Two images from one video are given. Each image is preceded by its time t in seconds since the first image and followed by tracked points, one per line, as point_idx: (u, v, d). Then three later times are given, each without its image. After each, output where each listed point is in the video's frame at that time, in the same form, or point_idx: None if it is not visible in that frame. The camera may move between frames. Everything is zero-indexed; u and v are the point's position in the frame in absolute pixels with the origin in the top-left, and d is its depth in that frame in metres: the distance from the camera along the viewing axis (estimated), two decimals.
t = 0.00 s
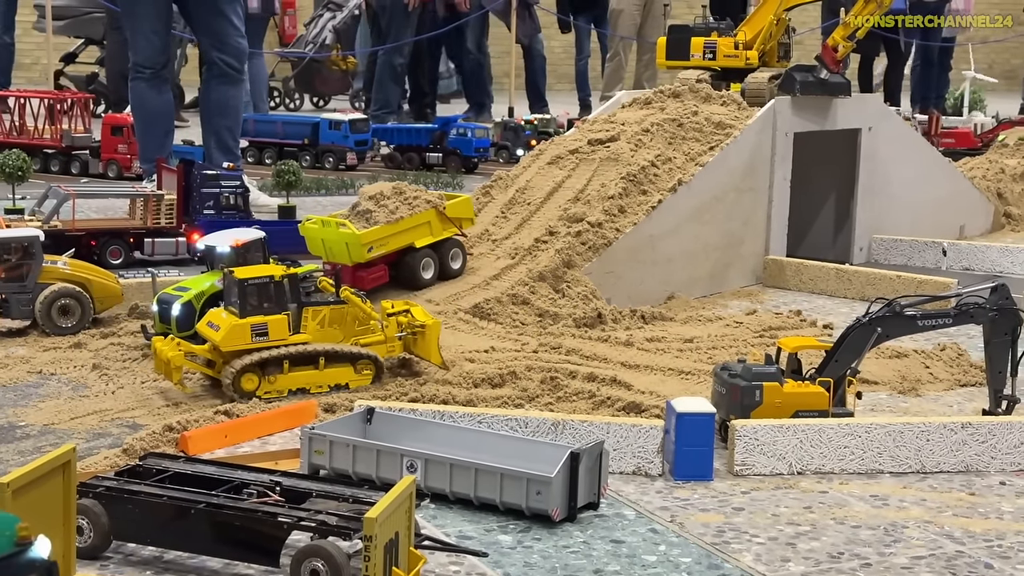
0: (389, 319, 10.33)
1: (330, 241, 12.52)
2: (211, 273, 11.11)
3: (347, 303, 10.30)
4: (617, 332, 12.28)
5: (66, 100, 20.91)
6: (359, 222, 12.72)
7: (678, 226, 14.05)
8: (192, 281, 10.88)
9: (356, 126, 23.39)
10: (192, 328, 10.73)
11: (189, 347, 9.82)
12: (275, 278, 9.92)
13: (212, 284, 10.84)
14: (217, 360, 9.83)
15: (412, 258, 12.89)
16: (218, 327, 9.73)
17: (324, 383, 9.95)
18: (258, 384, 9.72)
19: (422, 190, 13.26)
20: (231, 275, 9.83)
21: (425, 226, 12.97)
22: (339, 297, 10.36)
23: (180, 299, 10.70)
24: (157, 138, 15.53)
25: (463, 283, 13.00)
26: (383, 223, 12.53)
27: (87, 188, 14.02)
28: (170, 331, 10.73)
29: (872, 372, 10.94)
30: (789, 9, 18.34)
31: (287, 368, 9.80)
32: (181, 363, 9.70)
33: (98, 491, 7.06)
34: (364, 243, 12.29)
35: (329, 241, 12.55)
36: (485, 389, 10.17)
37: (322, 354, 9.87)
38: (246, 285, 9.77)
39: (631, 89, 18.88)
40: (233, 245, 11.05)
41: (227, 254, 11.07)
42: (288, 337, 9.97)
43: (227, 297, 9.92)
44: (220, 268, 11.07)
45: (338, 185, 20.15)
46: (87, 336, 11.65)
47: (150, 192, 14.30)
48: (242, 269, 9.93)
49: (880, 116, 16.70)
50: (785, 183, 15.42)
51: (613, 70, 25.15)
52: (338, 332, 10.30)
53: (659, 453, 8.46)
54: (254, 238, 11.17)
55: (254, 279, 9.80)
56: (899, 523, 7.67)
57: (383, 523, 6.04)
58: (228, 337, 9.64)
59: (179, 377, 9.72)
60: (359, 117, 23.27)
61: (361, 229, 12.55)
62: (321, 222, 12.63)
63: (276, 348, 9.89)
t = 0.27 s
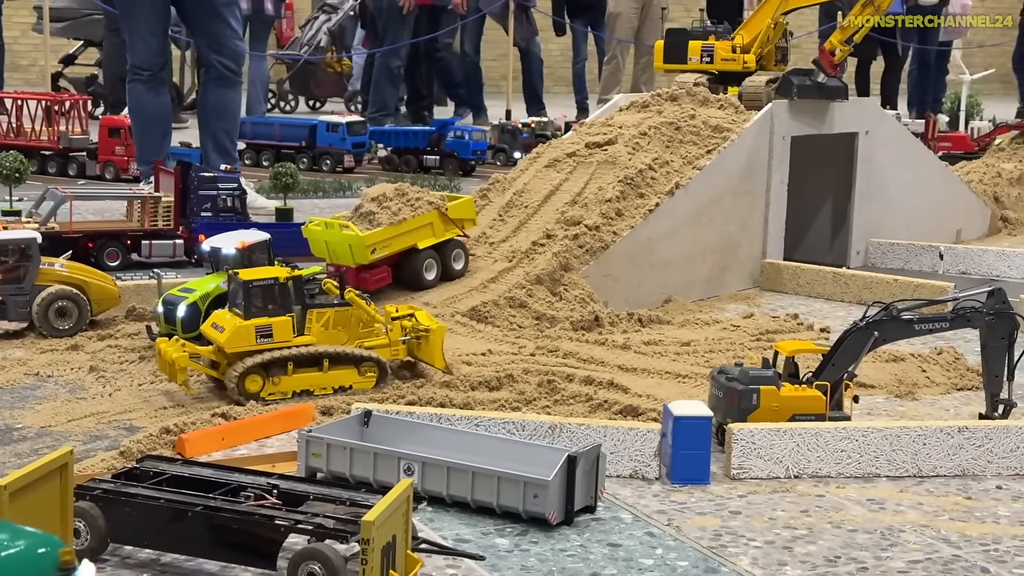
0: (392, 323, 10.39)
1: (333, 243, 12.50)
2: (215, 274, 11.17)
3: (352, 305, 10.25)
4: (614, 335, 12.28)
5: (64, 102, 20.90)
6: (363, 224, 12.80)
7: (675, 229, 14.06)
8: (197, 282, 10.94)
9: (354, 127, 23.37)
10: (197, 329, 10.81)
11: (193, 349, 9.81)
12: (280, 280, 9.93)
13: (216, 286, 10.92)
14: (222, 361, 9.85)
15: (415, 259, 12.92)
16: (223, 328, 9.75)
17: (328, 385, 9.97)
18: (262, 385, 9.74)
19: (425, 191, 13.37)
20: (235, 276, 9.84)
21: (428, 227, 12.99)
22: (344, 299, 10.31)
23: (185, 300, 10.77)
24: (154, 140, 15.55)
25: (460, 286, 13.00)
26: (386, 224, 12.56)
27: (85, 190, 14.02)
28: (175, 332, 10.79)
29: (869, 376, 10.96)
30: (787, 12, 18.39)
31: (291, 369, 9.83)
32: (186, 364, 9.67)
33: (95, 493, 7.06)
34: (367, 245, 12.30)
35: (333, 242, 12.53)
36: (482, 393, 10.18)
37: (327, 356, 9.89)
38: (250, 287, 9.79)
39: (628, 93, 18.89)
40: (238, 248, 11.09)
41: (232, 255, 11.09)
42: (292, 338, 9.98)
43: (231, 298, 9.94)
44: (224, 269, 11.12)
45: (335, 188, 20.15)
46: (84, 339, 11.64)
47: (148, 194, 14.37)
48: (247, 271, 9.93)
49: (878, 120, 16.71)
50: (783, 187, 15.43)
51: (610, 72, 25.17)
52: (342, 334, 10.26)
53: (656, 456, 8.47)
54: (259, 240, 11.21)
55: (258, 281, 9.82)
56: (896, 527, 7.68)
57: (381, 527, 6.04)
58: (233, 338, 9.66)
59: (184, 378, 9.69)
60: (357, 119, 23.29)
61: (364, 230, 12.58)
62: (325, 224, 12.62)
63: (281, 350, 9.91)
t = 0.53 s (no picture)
0: (398, 325, 10.33)
1: (337, 243, 12.53)
2: (219, 275, 11.20)
3: (357, 305, 10.24)
4: (612, 336, 12.30)
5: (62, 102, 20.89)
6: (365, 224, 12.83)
7: (674, 230, 14.07)
8: (202, 282, 10.99)
9: (352, 129, 23.28)
10: (201, 329, 10.85)
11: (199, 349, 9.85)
12: (286, 280, 9.99)
13: (220, 287, 10.93)
14: (227, 361, 9.87)
15: (417, 260, 12.92)
16: (229, 329, 9.79)
17: (333, 385, 9.99)
18: (267, 385, 9.77)
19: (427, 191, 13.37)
20: (241, 276, 9.89)
21: (430, 227, 13.01)
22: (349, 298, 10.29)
23: (189, 301, 10.83)
24: (153, 140, 15.57)
25: (459, 287, 13.01)
26: (389, 225, 12.59)
27: (84, 190, 14.01)
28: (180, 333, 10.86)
29: (868, 378, 10.97)
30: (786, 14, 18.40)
31: (296, 369, 9.85)
32: (192, 365, 9.71)
33: (94, 494, 7.06)
34: (369, 246, 12.34)
35: (336, 243, 12.55)
36: (482, 394, 10.19)
37: (332, 356, 9.91)
38: (255, 287, 9.84)
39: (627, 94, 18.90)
40: (241, 248, 11.11)
41: (236, 256, 11.11)
42: (298, 339, 10.01)
43: (237, 299, 9.99)
44: (228, 270, 11.13)
45: (334, 189, 20.16)
46: (83, 339, 11.64)
47: (146, 195, 14.33)
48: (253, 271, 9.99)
49: (876, 122, 16.73)
50: (781, 188, 15.46)
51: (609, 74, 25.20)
52: (348, 334, 10.25)
53: (655, 457, 8.48)
54: (262, 241, 11.22)
55: (264, 281, 9.87)
56: (895, 528, 7.69)
57: (380, 528, 6.03)
58: (238, 338, 9.70)
59: (190, 378, 9.73)
60: (355, 121, 23.18)
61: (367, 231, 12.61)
62: (328, 225, 12.64)
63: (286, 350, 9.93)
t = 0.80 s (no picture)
0: (405, 326, 10.34)
1: (341, 241, 12.52)
2: (223, 273, 11.23)
3: (364, 303, 10.30)
4: (613, 334, 12.29)
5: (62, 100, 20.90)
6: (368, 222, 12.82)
7: (674, 229, 14.07)
8: (206, 281, 11.00)
9: (352, 127, 23.41)
10: (206, 328, 10.86)
11: (206, 346, 9.81)
12: (293, 278, 10.02)
13: (224, 285, 10.96)
14: (234, 359, 9.86)
15: (420, 257, 12.95)
16: (237, 326, 9.78)
17: (340, 382, 10.00)
18: (275, 382, 9.76)
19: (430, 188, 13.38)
20: (249, 274, 9.96)
21: (433, 224, 13.03)
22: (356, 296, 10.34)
23: (193, 299, 10.82)
24: (153, 139, 15.55)
25: (460, 285, 13.01)
26: (392, 223, 12.60)
27: (84, 188, 14.00)
28: (185, 331, 10.86)
29: (868, 377, 10.97)
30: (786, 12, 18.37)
31: (304, 367, 9.85)
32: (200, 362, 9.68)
33: (95, 492, 7.05)
34: (374, 244, 12.36)
35: (340, 241, 12.54)
36: (482, 392, 10.19)
37: (339, 353, 9.94)
38: (263, 284, 9.89)
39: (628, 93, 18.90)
40: (246, 247, 11.16)
41: (241, 254, 11.16)
42: (305, 336, 10.02)
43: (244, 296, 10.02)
44: (232, 268, 11.16)
45: (334, 187, 20.16)
46: (83, 337, 11.64)
47: (147, 193, 14.32)
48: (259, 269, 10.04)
49: (877, 120, 16.73)
50: (782, 187, 15.46)
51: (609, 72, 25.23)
52: (356, 332, 10.30)
53: (656, 456, 8.48)
54: (267, 239, 11.28)
55: (272, 279, 9.91)
56: (896, 527, 7.69)
57: (381, 526, 6.03)
58: (247, 335, 9.70)
59: (197, 375, 9.70)
60: (355, 119, 23.32)
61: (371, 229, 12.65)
62: (332, 222, 12.63)
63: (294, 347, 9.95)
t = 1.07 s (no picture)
0: (416, 322, 10.38)
1: (347, 236, 12.63)
2: (229, 268, 11.18)
3: (376, 297, 10.30)
4: (617, 330, 12.30)
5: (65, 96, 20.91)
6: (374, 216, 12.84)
7: (678, 225, 14.07)
8: (212, 277, 10.95)
9: (355, 123, 23.41)
10: (213, 324, 10.83)
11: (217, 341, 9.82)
12: (304, 272, 9.94)
13: (230, 281, 10.89)
14: (246, 353, 9.89)
15: (427, 252, 12.93)
16: (249, 321, 9.76)
17: (351, 377, 10.02)
18: (286, 377, 9.76)
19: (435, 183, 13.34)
20: (260, 268, 9.86)
21: (439, 219, 13.02)
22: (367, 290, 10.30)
23: (199, 295, 10.80)
24: (157, 135, 15.55)
25: (463, 281, 13.01)
26: (399, 217, 12.60)
27: (87, 184, 14.00)
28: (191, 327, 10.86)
29: (873, 372, 10.97)
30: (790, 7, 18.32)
31: (315, 362, 9.86)
32: (212, 356, 9.71)
33: (100, 486, 7.06)
34: (380, 239, 12.41)
35: (347, 236, 12.66)
36: (486, 387, 10.21)
37: (351, 348, 9.95)
38: (274, 279, 9.79)
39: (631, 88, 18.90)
40: (252, 242, 11.18)
41: (247, 249, 11.17)
42: (316, 330, 9.98)
43: (256, 290, 9.97)
44: (238, 264, 11.16)
45: (338, 183, 20.17)
46: (87, 332, 11.65)
47: (150, 188, 14.34)
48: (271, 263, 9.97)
49: (880, 116, 16.72)
50: (785, 183, 15.46)
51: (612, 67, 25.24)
52: (366, 326, 10.26)
53: (660, 451, 8.49)
54: (273, 235, 11.28)
55: (283, 274, 9.83)
56: (901, 522, 7.69)
57: (386, 521, 6.01)
58: (258, 330, 9.68)
59: (209, 370, 9.72)
60: (359, 115, 23.32)
61: (377, 224, 12.68)
62: (338, 218, 12.72)
63: (305, 342, 9.91)
